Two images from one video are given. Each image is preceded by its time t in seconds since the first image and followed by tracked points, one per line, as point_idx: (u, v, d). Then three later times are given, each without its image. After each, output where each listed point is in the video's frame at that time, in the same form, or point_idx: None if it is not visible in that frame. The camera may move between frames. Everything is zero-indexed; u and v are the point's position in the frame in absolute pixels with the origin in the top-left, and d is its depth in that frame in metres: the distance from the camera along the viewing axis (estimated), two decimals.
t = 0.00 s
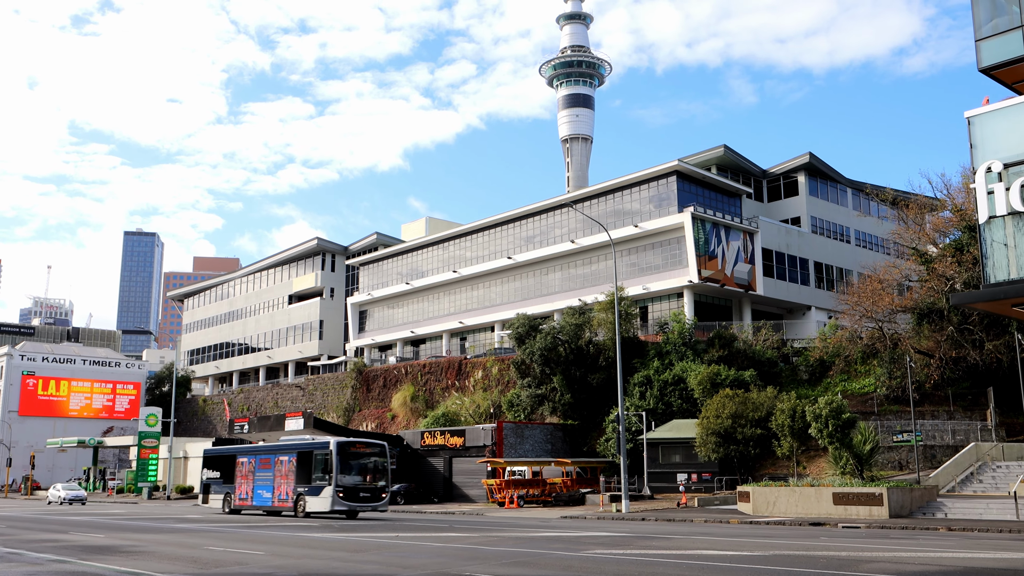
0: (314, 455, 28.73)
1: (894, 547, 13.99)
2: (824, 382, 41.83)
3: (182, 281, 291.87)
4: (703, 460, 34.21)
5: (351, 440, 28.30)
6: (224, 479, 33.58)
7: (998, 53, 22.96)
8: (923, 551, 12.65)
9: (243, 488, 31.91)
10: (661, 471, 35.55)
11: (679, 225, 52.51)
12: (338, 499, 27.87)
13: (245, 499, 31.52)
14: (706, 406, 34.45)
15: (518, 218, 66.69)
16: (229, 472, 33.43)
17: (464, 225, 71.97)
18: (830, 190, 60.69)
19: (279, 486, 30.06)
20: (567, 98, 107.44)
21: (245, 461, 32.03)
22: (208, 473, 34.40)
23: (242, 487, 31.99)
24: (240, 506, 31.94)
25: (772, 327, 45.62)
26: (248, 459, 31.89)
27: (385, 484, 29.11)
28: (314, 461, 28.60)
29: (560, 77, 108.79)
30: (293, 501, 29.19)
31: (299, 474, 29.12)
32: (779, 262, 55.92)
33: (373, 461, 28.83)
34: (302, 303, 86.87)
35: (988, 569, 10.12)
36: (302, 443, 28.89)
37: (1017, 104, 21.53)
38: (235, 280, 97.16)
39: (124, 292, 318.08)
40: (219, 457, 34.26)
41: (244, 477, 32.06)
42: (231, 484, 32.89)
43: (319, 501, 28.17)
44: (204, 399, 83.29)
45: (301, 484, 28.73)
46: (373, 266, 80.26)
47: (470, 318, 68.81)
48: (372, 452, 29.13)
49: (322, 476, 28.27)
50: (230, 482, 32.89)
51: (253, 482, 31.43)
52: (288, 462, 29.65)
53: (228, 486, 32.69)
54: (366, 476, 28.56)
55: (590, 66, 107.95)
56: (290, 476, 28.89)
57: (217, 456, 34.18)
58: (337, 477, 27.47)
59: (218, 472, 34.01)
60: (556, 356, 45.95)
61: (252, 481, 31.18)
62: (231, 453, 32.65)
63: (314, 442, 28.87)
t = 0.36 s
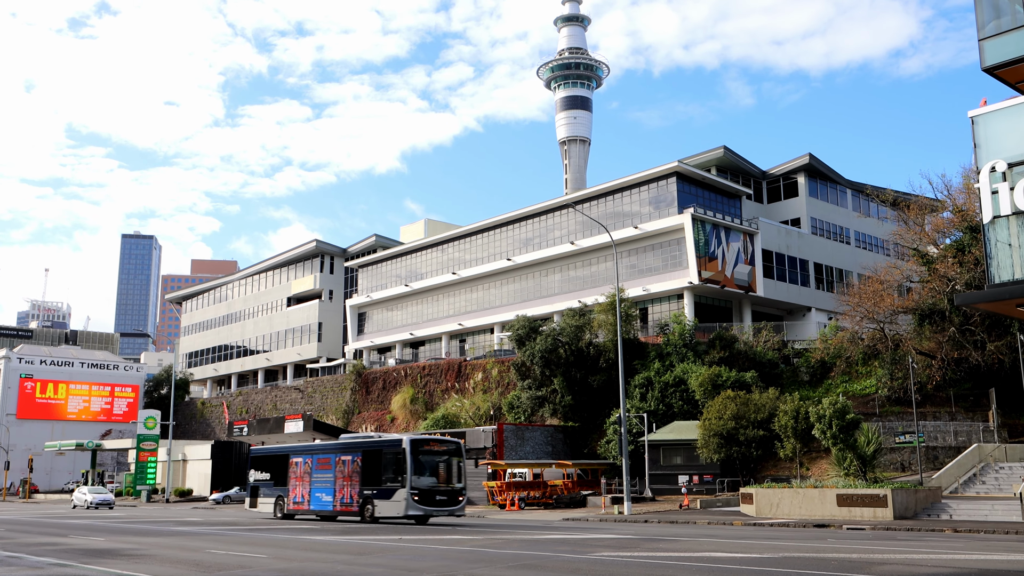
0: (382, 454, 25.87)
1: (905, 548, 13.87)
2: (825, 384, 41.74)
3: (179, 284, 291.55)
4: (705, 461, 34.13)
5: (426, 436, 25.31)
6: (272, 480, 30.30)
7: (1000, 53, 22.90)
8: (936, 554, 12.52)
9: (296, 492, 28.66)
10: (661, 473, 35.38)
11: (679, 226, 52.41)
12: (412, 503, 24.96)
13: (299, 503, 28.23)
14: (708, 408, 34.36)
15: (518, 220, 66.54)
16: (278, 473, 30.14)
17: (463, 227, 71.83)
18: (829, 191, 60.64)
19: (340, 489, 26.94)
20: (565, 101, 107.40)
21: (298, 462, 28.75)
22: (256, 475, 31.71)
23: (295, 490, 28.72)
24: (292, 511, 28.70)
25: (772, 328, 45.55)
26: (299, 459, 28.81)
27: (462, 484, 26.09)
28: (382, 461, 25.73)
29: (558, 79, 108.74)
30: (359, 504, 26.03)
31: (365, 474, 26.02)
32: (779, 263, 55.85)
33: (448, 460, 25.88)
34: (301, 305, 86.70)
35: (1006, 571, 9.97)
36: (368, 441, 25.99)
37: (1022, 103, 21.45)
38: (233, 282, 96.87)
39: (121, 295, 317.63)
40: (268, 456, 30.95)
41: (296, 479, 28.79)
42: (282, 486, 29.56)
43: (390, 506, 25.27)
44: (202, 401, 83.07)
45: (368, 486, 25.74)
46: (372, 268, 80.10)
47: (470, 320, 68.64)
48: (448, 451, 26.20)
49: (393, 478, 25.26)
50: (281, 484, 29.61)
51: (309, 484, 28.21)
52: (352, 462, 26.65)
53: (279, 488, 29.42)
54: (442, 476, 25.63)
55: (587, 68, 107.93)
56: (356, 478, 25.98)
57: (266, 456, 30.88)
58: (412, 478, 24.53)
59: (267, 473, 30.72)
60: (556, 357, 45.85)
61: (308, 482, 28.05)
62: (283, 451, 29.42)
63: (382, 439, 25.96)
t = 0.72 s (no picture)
0: (467, 452, 24.50)
1: (914, 553, 13.75)
2: (826, 386, 41.61)
3: (177, 286, 291.14)
4: (706, 464, 34.07)
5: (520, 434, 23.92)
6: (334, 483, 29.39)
7: (1005, 52, 22.79)
8: (944, 557, 12.45)
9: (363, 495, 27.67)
10: (663, 475, 35.24)
11: (679, 228, 52.34)
12: (504, 506, 23.43)
13: (367, 507, 27.28)
14: (709, 410, 34.28)
15: (517, 222, 66.42)
16: (340, 475, 29.25)
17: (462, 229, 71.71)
18: (829, 193, 60.59)
19: (415, 492, 25.87)
20: (564, 103, 107.33)
21: (365, 462, 27.82)
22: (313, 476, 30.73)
23: (361, 492, 27.74)
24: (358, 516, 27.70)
25: (773, 330, 45.44)
26: (367, 459, 27.83)
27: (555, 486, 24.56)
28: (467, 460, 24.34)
29: (556, 81, 108.70)
30: (437, 508, 24.94)
31: (448, 476, 24.66)
32: (779, 265, 55.78)
33: (540, 460, 24.46)
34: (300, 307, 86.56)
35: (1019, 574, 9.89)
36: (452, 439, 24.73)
37: None
38: (232, 284, 96.65)
39: (119, 297, 317.26)
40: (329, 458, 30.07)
41: (363, 481, 27.83)
42: (347, 489, 28.63)
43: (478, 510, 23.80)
44: (201, 403, 82.88)
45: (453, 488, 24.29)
46: (371, 270, 79.96)
47: (469, 322, 68.46)
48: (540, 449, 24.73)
49: (481, 479, 23.79)
50: (345, 487, 28.69)
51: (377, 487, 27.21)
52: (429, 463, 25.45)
53: (343, 491, 28.52)
54: (533, 477, 24.10)
55: (586, 70, 107.90)
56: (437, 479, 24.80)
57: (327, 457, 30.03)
58: (504, 478, 23.04)
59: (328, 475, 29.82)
60: (557, 359, 45.75)
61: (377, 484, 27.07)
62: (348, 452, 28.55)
63: (467, 438, 24.62)
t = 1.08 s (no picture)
0: (574, 450, 22.46)
1: (921, 557, 13.68)
2: (827, 388, 41.48)
3: (175, 287, 290.70)
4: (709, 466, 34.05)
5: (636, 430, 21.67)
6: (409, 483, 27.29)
7: (1009, 52, 22.71)
8: (954, 560, 12.39)
9: (444, 496, 25.58)
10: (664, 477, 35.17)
11: (679, 229, 52.27)
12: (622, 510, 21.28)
13: (449, 511, 25.20)
14: (711, 413, 34.23)
15: (517, 223, 66.31)
16: (415, 476, 27.14)
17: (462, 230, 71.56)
18: (830, 194, 60.57)
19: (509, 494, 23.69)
20: (562, 105, 107.30)
21: (447, 461, 25.68)
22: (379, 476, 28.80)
23: (442, 494, 25.65)
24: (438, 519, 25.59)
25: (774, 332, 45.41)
26: (450, 459, 25.66)
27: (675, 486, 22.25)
28: (575, 460, 22.24)
29: (555, 83, 108.71)
30: (537, 512, 22.81)
31: (552, 476, 22.54)
32: (780, 267, 55.70)
33: (657, 458, 22.17)
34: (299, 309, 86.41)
35: None
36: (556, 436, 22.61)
37: None
38: (231, 285, 96.45)
39: (117, 299, 316.64)
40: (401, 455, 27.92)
41: (444, 482, 25.73)
42: (424, 491, 26.56)
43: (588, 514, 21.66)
44: (200, 405, 82.67)
45: (559, 489, 22.21)
46: (370, 272, 79.83)
47: (469, 323, 68.31)
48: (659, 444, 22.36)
49: (593, 479, 21.67)
50: (422, 488, 26.59)
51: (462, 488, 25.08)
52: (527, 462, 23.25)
53: (421, 493, 26.44)
54: (651, 477, 21.81)
55: (584, 72, 107.89)
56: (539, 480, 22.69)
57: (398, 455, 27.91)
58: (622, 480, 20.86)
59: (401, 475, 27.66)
60: (558, 361, 45.58)
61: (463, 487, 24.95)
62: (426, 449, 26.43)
63: (574, 433, 22.45)
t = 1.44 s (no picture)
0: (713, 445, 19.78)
1: (928, 561, 13.65)
2: (829, 391, 41.47)
3: (175, 289, 290.62)
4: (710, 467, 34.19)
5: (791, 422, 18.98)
6: (503, 485, 24.65)
7: (1012, 54, 22.72)
8: (966, 566, 12.26)
9: (547, 499, 23.11)
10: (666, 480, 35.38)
11: (680, 231, 52.21)
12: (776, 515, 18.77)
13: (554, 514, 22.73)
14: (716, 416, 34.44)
15: (517, 225, 66.20)
16: (510, 477, 24.49)
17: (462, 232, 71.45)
18: (831, 196, 60.50)
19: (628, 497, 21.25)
20: (561, 107, 107.20)
21: (550, 460, 23.12)
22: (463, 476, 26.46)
23: (544, 497, 23.17)
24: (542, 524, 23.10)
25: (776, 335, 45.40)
26: (552, 457, 23.15)
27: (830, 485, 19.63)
28: (714, 457, 19.68)
29: (554, 85, 108.58)
30: (667, 516, 20.30)
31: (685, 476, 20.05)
32: (780, 269, 55.61)
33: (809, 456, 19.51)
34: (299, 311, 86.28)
35: None
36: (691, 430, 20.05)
37: None
38: (230, 287, 96.27)
39: (116, 301, 316.32)
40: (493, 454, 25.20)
41: (546, 483, 23.20)
42: (519, 494, 23.97)
43: (731, 518, 19.23)
44: (199, 407, 82.57)
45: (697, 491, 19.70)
46: (370, 273, 79.67)
47: (469, 325, 68.19)
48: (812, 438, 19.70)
49: (739, 478, 19.15)
50: (518, 490, 23.97)
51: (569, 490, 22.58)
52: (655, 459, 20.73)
53: (517, 496, 23.87)
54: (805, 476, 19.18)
55: (583, 74, 107.81)
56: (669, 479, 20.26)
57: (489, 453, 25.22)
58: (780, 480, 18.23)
59: (494, 476, 24.97)
60: (559, 363, 45.43)
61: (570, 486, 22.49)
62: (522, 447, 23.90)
63: (711, 427, 19.86)
